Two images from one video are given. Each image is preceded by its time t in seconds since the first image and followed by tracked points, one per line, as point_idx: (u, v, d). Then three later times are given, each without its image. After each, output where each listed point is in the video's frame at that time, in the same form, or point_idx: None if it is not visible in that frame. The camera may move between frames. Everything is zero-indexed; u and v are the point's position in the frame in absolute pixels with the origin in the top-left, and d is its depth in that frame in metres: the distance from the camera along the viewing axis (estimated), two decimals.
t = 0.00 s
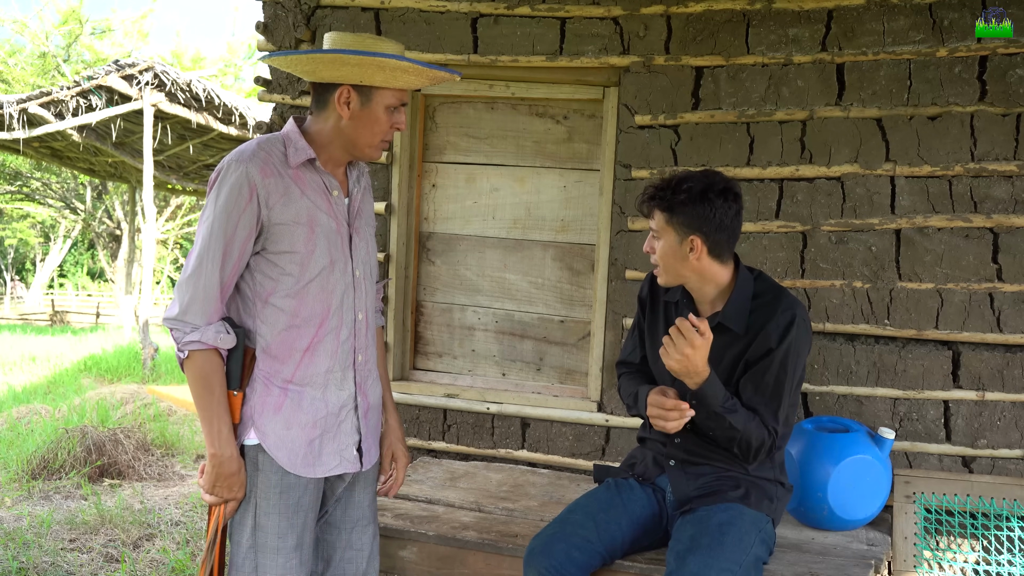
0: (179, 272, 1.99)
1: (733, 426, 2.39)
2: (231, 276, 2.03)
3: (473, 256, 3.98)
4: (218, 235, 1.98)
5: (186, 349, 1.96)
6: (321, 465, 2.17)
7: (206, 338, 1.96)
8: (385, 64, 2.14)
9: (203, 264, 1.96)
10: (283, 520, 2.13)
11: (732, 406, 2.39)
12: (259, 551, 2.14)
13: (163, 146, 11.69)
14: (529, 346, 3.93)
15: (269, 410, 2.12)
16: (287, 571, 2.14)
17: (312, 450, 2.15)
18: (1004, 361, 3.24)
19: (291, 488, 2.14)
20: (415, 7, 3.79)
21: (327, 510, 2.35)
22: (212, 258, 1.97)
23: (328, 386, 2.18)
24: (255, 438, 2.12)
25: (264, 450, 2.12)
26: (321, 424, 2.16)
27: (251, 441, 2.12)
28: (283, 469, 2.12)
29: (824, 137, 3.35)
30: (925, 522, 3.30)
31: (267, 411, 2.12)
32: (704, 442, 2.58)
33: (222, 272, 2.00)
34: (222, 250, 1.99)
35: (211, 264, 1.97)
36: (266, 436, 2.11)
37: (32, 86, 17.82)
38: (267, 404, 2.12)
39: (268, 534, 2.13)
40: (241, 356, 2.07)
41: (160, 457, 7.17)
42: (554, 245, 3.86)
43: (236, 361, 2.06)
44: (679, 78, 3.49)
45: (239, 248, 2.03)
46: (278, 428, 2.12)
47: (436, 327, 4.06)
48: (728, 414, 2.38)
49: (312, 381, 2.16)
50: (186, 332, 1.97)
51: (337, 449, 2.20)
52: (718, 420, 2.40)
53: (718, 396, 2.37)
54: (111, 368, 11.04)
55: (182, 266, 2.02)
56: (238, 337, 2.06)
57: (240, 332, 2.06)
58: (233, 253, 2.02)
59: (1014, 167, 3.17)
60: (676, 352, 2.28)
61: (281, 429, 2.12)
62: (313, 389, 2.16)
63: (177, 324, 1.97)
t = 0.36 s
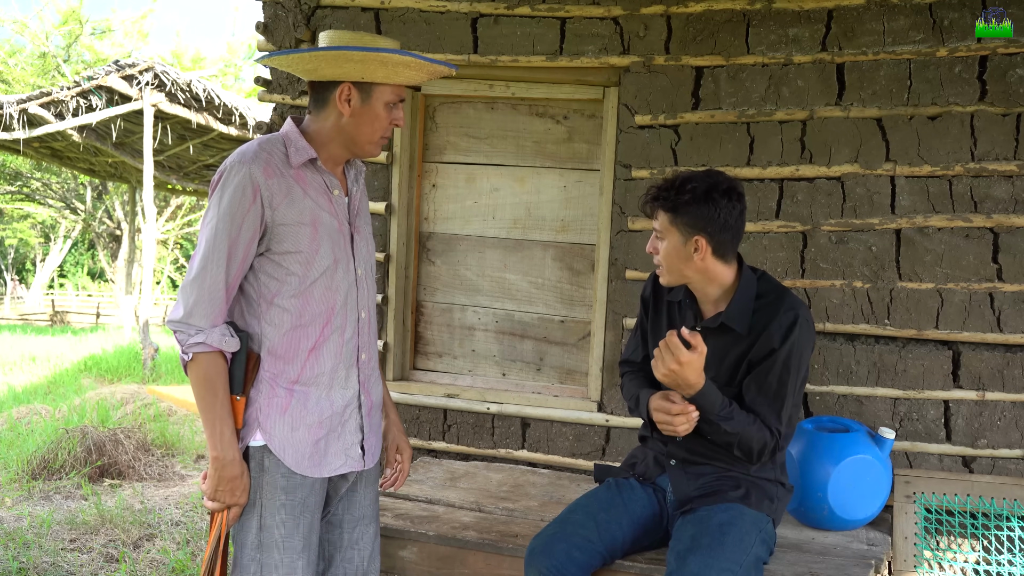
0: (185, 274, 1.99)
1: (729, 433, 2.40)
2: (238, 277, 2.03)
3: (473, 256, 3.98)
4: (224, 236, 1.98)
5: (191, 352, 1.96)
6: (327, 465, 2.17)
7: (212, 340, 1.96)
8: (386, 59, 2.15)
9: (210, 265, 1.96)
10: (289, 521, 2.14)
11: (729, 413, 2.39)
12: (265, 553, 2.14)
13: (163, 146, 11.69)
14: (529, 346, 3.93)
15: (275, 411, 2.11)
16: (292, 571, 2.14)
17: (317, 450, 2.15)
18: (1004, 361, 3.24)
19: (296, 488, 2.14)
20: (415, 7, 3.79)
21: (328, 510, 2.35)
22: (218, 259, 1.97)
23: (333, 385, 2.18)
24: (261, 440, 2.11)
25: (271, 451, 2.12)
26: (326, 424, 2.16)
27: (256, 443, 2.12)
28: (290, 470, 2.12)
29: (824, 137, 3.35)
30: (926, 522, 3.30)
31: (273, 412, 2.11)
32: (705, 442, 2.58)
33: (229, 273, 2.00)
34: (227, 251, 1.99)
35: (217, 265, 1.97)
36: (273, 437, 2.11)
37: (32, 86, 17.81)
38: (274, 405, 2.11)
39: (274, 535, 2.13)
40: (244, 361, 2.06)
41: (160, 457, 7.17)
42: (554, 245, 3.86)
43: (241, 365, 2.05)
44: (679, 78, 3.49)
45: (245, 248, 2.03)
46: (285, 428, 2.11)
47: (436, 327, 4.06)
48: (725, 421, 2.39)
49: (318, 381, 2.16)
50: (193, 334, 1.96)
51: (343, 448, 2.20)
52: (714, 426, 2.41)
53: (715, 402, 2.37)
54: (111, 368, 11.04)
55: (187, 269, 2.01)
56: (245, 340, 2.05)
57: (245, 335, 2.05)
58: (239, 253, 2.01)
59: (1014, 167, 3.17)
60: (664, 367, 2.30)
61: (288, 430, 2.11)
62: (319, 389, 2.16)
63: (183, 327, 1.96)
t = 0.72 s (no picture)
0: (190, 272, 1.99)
1: (731, 438, 2.41)
2: (242, 274, 2.03)
3: (473, 255, 3.98)
4: (228, 234, 1.98)
5: (199, 351, 1.96)
6: (329, 463, 2.18)
7: (220, 339, 1.96)
8: (384, 53, 2.17)
9: (216, 262, 1.96)
10: (292, 521, 2.14)
11: (732, 419, 2.40)
12: (268, 553, 2.14)
13: (163, 146, 11.69)
14: (529, 346, 3.93)
15: (278, 410, 2.11)
16: (295, 571, 2.14)
17: (319, 448, 2.15)
18: (1004, 361, 3.24)
19: (299, 488, 2.14)
20: (415, 7, 3.79)
21: (327, 509, 2.35)
22: (223, 256, 1.97)
23: (335, 384, 2.18)
24: (266, 439, 2.11)
25: (274, 451, 2.12)
26: (328, 422, 2.16)
27: (259, 442, 2.12)
28: (293, 468, 2.12)
29: (824, 137, 3.35)
30: (926, 522, 3.30)
31: (276, 411, 2.11)
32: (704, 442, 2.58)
33: (234, 270, 2.00)
34: (232, 248, 1.98)
35: (223, 262, 1.97)
36: (276, 436, 2.11)
37: (32, 86, 17.80)
38: (277, 404, 2.11)
39: (277, 535, 2.13)
40: (254, 358, 2.05)
41: (160, 457, 7.17)
42: (555, 245, 3.86)
43: (249, 364, 2.05)
44: (679, 78, 3.49)
45: (249, 246, 2.03)
46: (288, 427, 2.11)
47: (436, 327, 4.06)
48: (727, 427, 2.40)
49: (320, 379, 2.16)
50: (200, 333, 1.96)
51: (344, 447, 2.21)
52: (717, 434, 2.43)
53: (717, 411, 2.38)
54: (111, 368, 11.04)
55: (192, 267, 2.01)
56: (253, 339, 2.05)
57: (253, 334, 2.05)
58: (243, 251, 2.01)
59: (1014, 167, 3.17)
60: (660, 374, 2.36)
61: (291, 429, 2.11)
62: (321, 387, 2.16)
63: (189, 325, 1.96)
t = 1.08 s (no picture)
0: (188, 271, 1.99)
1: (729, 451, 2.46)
2: (241, 272, 2.02)
3: (473, 255, 3.98)
4: (226, 232, 1.98)
5: (197, 350, 1.96)
6: (327, 463, 2.18)
7: (217, 337, 1.96)
8: (385, 53, 2.17)
9: (214, 260, 1.96)
10: (289, 521, 2.13)
11: (721, 432, 2.47)
12: (266, 553, 2.14)
13: (163, 146, 11.69)
14: (529, 346, 3.93)
15: (276, 409, 2.11)
16: (292, 571, 2.14)
17: (317, 448, 2.15)
18: (1004, 361, 3.24)
19: (296, 488, 2.14)
20: (415, 7, 3.79)
21: (326, 509, 2.35)
22: (221, 255, 1.97)
23: (333, 383, 2.18)
24: (264, 439, 2.11)
25: (271, 451, 2.12)
26: (326, 422, 2.16)
27: (257, 442, 2.12)
28: (290, 468, 2.12)
29: (824, 137, 3.35)
30: (925, 522, 3.30)
31: (274, 410, 2.11)
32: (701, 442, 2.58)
33: (232, 269, 2.00)
34: (230, 246, 1.98)
35: (221, 261, 1.97)
36: (274, 435, 2.11)
37: (32, 86, 17.81)
38: (275, 403, 2.11)
39: (274, 535, 2.14)
40: (252, 357, 2.05)
41: (160, 457, 7.17)
42: (554, 245, 3.86)
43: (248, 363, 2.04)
44: (679, 78, 3.49)
45: (247, 244, 2.02)
46: (286, 426, 2.11)
47: (436, 327, 4.06)
48: (719, 442, 2.46)
49: (318, 378, 2.15)
50: (198, 332, 1.96)
51: (342, 446, 2.21)
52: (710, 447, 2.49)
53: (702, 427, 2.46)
54: (111, 368, 11.04)
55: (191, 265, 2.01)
56: (253, 338, 2.05)
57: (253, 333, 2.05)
58: (241, 249, 2.01)
59: (1014, 167, 3.17)
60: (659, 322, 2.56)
61: (289, 428, 2.12)
62: (319, 386, 2.15)
63: (188, 325, 1.96)
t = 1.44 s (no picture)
0: (188, 270, 1.99)
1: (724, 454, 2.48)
2: (241, 271, 2.02)
3: (473, 256, 3.98)
4: (225, 232, 1.98)
5: (198, 349, 1.96)
6: (326, 462, 2.17)
7: (217, 336, 1.95)
8: (384, 54, 2.17)
9: (213, 260, 1.96)
10: (288, 521, 2.13)
11: (715, 436, 2.48)
12: (265, 553, 2.14)
13: (163, 146, 11.69)
14: (529, 346, 3.93)
15: (275, 409, 2.11)
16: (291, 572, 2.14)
17: (317, 447, 2.15)
18: (1004, 361, 3.24)
19: (294, 489, 2.13)
20: (415, 7, 3.79)
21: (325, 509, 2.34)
22: (220, 253, 1.97)
23: (332, 382, 2.18)
24: (264, 440, 2.11)
25: (271, 452, 2.12)
26: (325, 421, 2.16)
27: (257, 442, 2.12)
28: (289, 468, 2.12)
29: (824, 137, 3.35)
30: (926, 523, 3.29)
31: (273, 410, 2.11)
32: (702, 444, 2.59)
33: (231, 268, 1.99)
34: (228, 245, 1.98)
35: (219, 260, 1.96)
36: (274, 435, 2.11)
37: (32, 86, 17.81)
38: (274, 402, 2.11)
39: (273, 536, 2.13)
40: (256, 356, 2.08)
41: (159, 458, 7.16)
42: (555, 245, 3.86)
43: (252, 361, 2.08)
44: (679, 78, 3.49)
45: (246, 243, 2.02)
46: (285, 426, 2.11)
47: (436, 328, 4.06)
48: (714, 444, 2.47)
49: (317, 378, 2.15)
50: (198, 332, 1.96)
51: (342, 446, 2.20)
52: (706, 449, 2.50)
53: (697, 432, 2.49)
54: (111, 368, 11.04)
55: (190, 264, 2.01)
56: (257, 339, 2.06)
57: (255, 333, 2.07)
58: (240, 248, 2.01)
59: (1014, 167, 3.17)
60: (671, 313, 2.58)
61: (288, 428, 2.12)
62: (318, 386, 2.15)
63: (188, 325, 1.96)
